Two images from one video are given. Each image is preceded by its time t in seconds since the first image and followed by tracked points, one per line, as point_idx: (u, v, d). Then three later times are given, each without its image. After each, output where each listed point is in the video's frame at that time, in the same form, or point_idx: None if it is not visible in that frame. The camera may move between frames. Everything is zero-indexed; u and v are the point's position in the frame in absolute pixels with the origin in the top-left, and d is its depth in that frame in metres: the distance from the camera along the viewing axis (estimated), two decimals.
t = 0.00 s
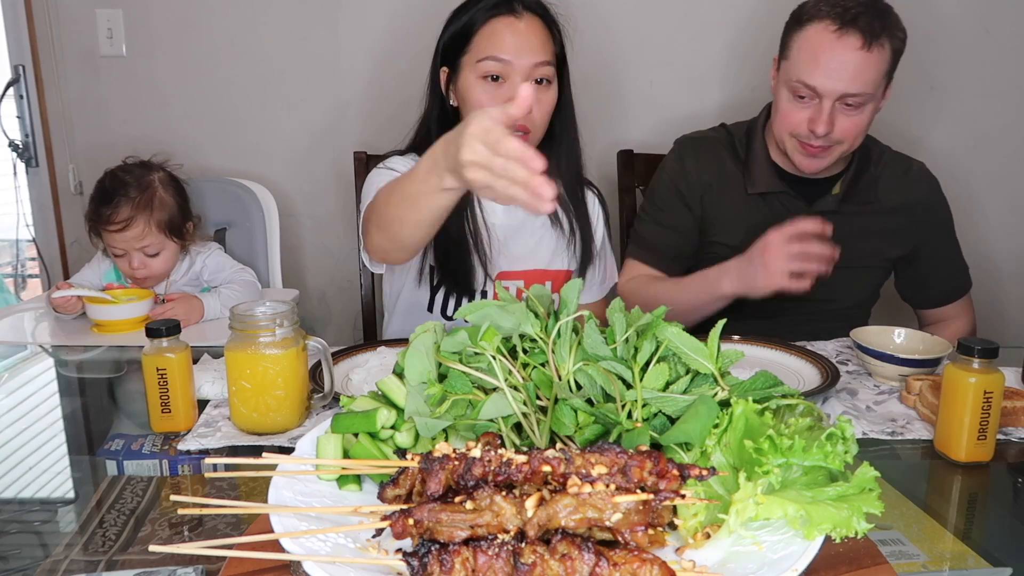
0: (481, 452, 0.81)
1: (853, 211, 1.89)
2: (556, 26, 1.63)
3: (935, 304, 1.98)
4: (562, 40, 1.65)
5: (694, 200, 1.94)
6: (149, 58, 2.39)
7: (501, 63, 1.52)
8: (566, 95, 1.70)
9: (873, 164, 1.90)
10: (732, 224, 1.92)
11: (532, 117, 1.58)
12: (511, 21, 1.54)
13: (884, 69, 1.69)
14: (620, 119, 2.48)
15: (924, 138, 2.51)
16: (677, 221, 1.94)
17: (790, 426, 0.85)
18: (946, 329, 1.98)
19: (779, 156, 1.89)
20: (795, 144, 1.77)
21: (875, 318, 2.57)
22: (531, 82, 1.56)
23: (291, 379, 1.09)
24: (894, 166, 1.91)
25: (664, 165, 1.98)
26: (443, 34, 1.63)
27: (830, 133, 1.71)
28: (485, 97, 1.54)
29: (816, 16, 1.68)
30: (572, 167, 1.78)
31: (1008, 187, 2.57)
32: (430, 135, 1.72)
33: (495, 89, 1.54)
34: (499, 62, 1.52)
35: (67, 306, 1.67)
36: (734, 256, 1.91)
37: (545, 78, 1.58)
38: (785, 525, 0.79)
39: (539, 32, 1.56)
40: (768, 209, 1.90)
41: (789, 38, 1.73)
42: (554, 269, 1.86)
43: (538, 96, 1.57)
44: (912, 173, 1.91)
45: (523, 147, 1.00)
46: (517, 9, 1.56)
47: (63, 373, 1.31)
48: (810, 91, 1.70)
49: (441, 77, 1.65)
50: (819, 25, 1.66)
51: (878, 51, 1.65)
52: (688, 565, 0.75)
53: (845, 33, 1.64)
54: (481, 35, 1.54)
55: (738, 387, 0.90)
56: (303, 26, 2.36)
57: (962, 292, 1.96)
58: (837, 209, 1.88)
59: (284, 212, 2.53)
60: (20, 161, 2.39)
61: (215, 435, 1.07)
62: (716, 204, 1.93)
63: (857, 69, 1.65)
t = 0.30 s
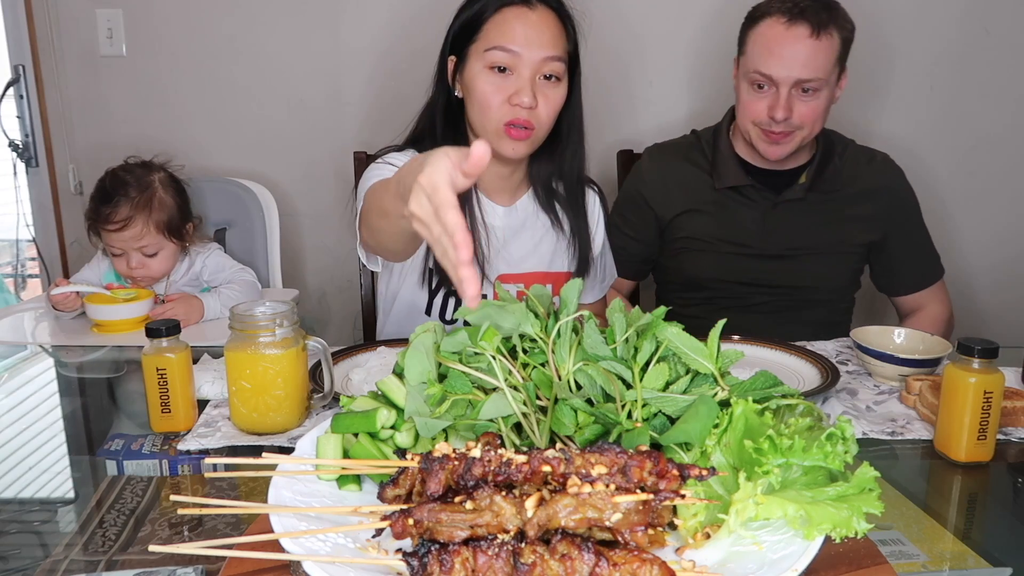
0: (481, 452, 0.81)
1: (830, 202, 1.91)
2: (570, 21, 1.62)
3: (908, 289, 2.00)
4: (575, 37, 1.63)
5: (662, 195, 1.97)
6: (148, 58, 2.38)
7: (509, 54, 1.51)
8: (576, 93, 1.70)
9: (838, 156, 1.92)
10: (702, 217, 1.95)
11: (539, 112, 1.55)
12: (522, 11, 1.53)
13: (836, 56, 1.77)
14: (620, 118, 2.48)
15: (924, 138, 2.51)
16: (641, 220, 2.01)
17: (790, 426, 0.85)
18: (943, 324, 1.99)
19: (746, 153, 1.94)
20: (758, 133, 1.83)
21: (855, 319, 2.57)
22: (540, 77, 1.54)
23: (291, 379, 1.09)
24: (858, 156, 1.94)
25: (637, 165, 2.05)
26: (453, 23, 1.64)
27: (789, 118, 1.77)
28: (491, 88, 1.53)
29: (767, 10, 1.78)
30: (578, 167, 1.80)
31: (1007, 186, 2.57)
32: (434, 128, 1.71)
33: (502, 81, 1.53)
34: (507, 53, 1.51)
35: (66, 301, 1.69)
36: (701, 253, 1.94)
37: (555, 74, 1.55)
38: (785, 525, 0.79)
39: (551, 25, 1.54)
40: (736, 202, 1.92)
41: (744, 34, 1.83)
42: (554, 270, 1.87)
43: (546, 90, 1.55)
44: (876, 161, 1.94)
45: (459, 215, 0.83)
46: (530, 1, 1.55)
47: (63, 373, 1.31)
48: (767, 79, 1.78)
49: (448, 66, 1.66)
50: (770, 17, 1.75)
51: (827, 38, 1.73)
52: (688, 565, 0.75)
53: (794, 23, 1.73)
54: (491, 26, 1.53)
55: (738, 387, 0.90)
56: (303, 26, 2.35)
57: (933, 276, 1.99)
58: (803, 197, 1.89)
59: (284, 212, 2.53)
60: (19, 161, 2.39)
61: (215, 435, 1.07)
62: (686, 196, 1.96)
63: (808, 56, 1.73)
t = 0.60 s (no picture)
0: (481, 452, 0.81)
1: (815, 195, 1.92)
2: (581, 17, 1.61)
3: (889, 277, 2.01)
4: (587, 35, 1.63)
5: (641, 193, 1.99)
6: (148, 58, 2.38)
7: (518, 50, 1.50)
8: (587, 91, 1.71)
9: (809, 146, 1.95)
10: (682, 211, 1.95)
11: (547, 110, 1.55)
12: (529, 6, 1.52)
13: (792, 38, 1.84)
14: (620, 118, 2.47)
15: (924, 138, 2.52)
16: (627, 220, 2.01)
17: (790, 426, 0.85)
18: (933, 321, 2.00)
19: (723, 148, 1.98)
20: (725, 115, 1.87)
21: (849, 322, 2.58)
22: (549, 74, 1.54)
23: (291, 379, 1.09)
24: (832, 147, 1.96)
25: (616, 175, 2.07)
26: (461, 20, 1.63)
27: (753, 94, 1.82)
28: (500, 84, 1.53)
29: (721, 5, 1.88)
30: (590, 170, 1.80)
31: (1006, 186, 2.57)
32: (441, 126, 1.69)
33: (510, 78, 1.53)
34: (517, 49, 1.50)
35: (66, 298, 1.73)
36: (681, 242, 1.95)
37: (565, 71, 1.55)
38: (785, 525, 0.79)
39: (561, 21, 1.54)
40: (712, 193, 1.94)
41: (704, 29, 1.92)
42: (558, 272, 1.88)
43: (555, 88, 1.54)
44: (850, 151, 1.96)
45: (434, 283, 0.73)
46: None
47: (63, 373, 1.31)
48: (729, 61, 1.84)
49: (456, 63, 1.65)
50: (728, 7, 1.84)
51: (781, 19, 1.81)
52: (688, 565, 0.75)
53: (749, 7, 1.81)
54: (499, 22, 1.53)
55: (738, 387, 0.90)
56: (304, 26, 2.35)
57: (913, 262, 1.99)
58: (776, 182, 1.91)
59: (285, 212, 2.53)
60: (20, 161, 2.38)
61: (215, 435, 1.07)
62: (665, 193, 1.97)
63: (764, 36, 1.81)
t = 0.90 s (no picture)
0: (481, 452, 0.81)
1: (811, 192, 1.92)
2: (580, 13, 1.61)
3: (885, 278, 2.00)
4: (586, 30, 1.63)
5: (640, 196, 1.99)
6: (148, 58, 2.39)
7: (519, 49, 1.50)
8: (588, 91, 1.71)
9: (807, 146, 1.95)
10: (679, 213, 1.96)
11: (549, 109, 1.55)
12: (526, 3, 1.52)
13: (782, 33, 1.84)
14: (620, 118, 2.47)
15: (924, 138, 2.52)
16: (628, 221, 2.01)
17: (790, 426, 0.85)
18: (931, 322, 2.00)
19: (719, 149, 1.98)
20: (722, 116, 1.87)
21: (848, 322, 2.58)
22: (549, 71, 1.54)
23: (291, 379, 1.09)
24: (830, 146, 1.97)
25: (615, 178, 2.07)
26: (459, 19, 1.63)
27: (747, 93, 1.83)
28: (501, 83, 1.53)
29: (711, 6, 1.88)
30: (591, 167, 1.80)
31: (1006, 186, 2.58)
32: (442, 125, 1.70)
33: (511, 77, 1.53)
34: (518, 49, 1.50)
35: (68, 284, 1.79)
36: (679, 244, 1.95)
37: (565, 68, 1.55)
38: (785, 525, 0.80)
39: (560, 19, 1.54)
40: (711, 194, 1.94)
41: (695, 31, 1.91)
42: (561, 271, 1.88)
43: (556, 85, 1.54)
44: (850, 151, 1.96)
45: (430, 309, 0.73)
46: None
47: (63, 373, 1.31)
48: (721, 61, 1.84)
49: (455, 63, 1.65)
50: (717, 8, 1.84)
51: (770, 16, 1.81)
52: (688, 565, 0.75)
53: (738, 7, 1.81)
54: (496, 23, 1.53)
55: (738, 387, 0.90)
56: (303, 26, 2.35)
57: (909, 263, 1.99)
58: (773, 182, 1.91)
59: (285, 212, 2.53)
60: (20, 161, 2.37)
61: (215, 435, 1.07)
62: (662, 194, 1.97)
63: (755, 35, 1.80)
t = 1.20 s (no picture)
0: (481, 452, 0.81)
1: (814, 193, 1.92)
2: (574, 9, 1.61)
3: (888, 280, 2.00)
4: (580, 27, 1.63)
5: (646, 197, 1.99)
6: (149, 58, 2.39)
7: (513, 45, 1.50)
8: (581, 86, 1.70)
9: (813, 147, 1.95)
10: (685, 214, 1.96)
11: (544, 103, 1.55)
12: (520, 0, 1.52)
13: (790, 45, 1.80)
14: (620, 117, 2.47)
15: (924, 138, 2.52)
16: (632, 222, 2.01)
17: (790, 426, 0.85)
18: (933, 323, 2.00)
19: (724, 153, 1.97)
20: (728, 130, 1.86)
21: (849, 322, 2.58)
22: (544, 66, 1.53)
23: (291, 379, 1.09)
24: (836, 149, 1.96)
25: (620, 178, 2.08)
26: (452, 17, 1.63)
27: (753, 112, 1.81)
28: (496, 80, 1.52)
29: (719, 14, 1.83)
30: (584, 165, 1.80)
31: (1006, 186, 2.58)
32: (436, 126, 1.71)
33: (505, 72, 1.52)
34: (512, 44, 1.50)
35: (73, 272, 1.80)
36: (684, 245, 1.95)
37: (559, 63, 1.55)
38: (785, 525, 0.80)
39: (553, 14, 1.54)
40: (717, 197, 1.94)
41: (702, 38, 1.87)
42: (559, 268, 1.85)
43: (551, 81, 1.54)
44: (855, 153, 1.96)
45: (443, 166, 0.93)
46: None
47: (63, 373, 1.31)
48: (729, 79, 1.81)
49: (449, 61, 1.66)
50: (722, 20, 1.80)
51: (779, 31, 1.77)
52: (688, 565, 0.75)
53: (745, 21, 1.77)
54: (491, 19, 1.52)
55: (738, 387, 0.90)
56: (303, 26, 2.35)
57: (913, 265, 1.98)
58: (779, 185, 1.91)
59: (285, 212, 2.53)
60: (20, 161, 2.38)
61: (215, 435, 1.07)
62: (664, 194, 1.98)
63: (763, 51, 1.77)
